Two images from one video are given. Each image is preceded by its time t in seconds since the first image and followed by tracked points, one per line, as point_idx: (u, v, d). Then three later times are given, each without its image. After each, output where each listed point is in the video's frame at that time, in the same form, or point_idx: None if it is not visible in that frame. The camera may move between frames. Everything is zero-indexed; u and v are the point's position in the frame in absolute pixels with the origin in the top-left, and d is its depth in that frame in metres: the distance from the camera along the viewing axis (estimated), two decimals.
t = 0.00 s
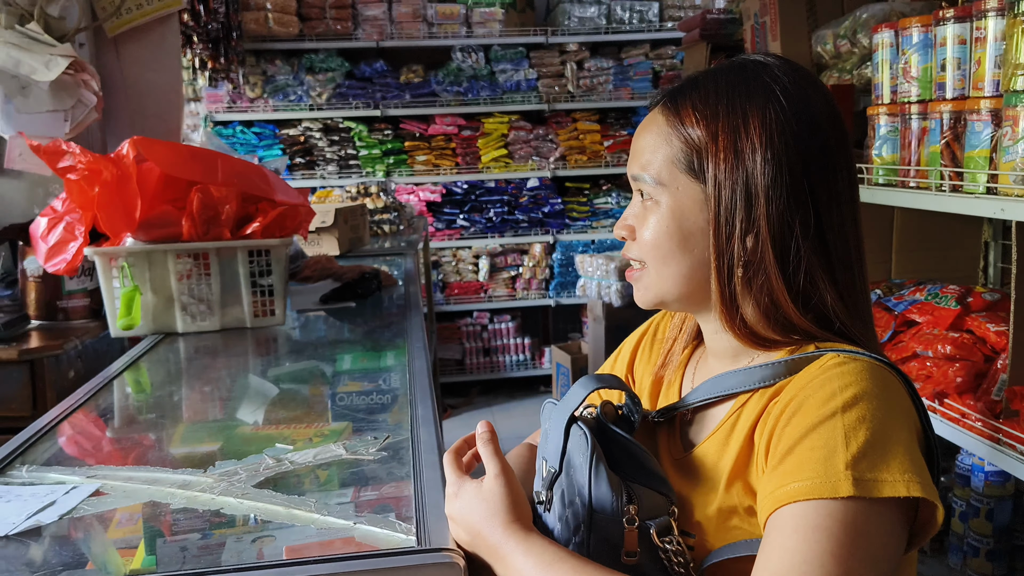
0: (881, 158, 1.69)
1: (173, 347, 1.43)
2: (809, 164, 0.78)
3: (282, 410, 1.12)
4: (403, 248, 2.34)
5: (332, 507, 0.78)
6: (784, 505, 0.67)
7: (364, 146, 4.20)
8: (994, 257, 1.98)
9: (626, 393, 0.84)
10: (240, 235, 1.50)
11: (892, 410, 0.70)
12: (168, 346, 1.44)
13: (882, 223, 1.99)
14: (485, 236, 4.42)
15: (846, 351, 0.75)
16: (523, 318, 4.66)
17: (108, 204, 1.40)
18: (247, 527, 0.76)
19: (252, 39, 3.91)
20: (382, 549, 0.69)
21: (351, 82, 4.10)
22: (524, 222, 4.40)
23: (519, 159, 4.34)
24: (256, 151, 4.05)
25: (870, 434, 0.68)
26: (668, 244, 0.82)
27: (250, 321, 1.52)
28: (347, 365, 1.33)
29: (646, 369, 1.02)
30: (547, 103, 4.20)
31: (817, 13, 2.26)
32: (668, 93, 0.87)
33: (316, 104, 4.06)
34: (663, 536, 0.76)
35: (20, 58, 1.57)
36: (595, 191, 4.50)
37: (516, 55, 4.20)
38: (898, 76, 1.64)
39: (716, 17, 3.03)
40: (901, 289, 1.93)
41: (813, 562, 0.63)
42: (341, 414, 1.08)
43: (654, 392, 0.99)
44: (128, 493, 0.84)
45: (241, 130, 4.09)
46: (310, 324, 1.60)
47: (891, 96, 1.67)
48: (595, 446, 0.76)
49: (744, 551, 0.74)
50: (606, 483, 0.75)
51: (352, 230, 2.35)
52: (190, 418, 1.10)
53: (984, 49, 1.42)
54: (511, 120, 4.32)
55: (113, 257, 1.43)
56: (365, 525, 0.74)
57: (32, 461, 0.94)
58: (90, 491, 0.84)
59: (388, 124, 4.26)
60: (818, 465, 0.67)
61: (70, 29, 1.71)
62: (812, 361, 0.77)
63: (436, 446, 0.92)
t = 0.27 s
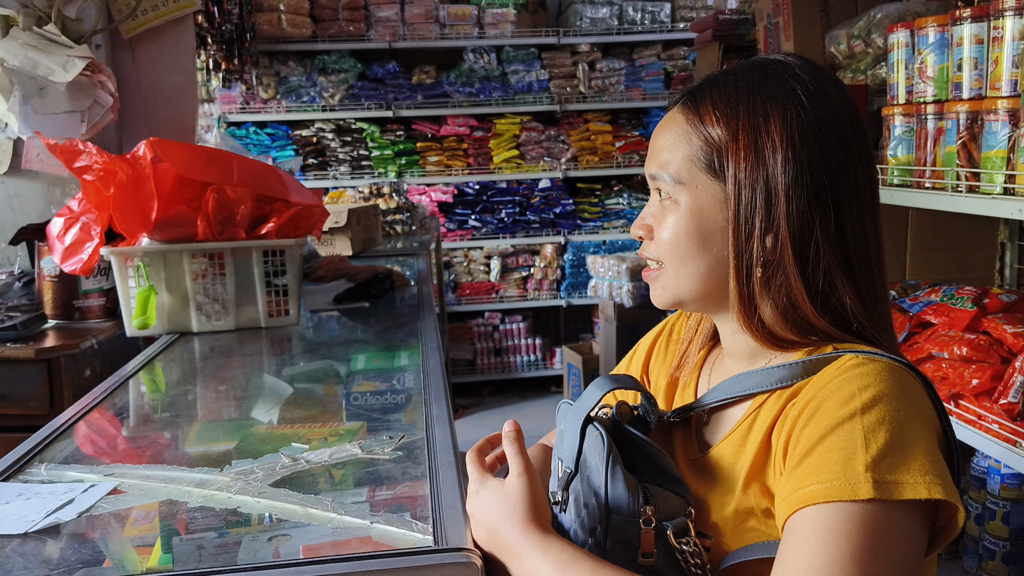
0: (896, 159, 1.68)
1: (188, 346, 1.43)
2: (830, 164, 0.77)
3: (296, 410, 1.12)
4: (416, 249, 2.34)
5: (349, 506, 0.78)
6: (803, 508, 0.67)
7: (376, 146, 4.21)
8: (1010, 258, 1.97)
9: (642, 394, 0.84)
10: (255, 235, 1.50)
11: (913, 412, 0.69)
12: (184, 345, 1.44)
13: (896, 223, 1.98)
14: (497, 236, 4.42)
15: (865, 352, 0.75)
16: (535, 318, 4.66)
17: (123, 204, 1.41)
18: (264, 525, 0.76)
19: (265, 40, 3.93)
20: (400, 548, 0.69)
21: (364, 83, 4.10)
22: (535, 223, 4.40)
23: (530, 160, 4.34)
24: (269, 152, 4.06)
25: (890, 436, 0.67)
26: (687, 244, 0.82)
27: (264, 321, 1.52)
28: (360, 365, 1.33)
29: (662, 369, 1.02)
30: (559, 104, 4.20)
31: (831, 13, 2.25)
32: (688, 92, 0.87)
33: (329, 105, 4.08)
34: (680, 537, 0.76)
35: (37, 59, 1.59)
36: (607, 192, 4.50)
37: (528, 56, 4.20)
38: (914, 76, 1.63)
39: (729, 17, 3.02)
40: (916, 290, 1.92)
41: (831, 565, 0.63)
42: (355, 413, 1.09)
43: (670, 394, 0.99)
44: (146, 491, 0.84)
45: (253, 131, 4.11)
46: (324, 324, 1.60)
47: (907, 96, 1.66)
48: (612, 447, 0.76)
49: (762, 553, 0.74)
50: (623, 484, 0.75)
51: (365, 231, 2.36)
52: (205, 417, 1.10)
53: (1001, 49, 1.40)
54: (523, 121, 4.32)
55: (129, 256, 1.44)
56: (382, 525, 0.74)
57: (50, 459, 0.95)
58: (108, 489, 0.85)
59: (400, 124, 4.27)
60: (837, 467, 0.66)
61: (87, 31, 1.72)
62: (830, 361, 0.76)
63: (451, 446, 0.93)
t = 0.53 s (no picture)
0: (895, 160, 1.67)
1: (182, 347, 1.42)
2: (833, 164, 0.77)
3: (291, 411, 1.11)
4: (412, 250, 2.33)
5: (343, 510, 0.77)
6: (806, 513, 0.66)
7: (372, 147, 4.19)
8: (1009, 260, 1.96)
9: (641, 396, 0.83)
10: (251, 235, 1.49)
11: (917, 416, 0.69)
12: (178, 345, 1.43)
13: (895, 226, 1.98)
14: (493, 237, 4.41)
15: (869, 355, 0.74)
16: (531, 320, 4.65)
17: (117, 204, 1.40)
18: (258, 529, 0.75)
19: (261, 40, 3.91)
20: (396, 553, 0.68)
21: (361, 84, 4.09)
22: (532, 224, 4.39)
23: (527, 161, 4.33)
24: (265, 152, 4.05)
25: (894, 441, 0.66)
26: (688, 245, 0.82)
27: (259, 322, 1.51)
28: (356, 366, 1.32)
29: (661, 372, 1.01)
30: (556, 105, 4.19)
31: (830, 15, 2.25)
32: (688, 92, 0.86)
33: (325, 105, 4.06)
34: (680, 541, 0.75)
35: (32, 57, 1.58)
36: (604, 194, 4.49)
37: (525, 57, 4.19)
38: (913, 77, 1.62)
39: (727, 19, 3.02)
40: (915, 293, 1.91)
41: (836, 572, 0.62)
42: (351, 415, 1.08)
43: (669, 397, 0.98)
44: (137, 494, 0.83)
45: (250, 130, 4.10)
46: (319, 325, 1.59)
47: (905, 97, 1.66)
48: (611, 450, 0.75)
49: (764, 558, 0.72)
50: (623, 487, 0.74)
51: (361, 231, 2.34)
52: (198, 419, 1.09)
53: (1002, 50, 1.40)
54: (520, 122, 4.31)
55: (122, 256, 1.43)
56: (377, 528, 0.73)
57: (41, 460, 0.93)
58: (99, 491, 0.84)
59: (397, 125, 4.26)
60: (841, 472, 0.65)
61: (82, 28, 1.71)
62: (832, 365, 0.75)
63: (448, 449, 0.92)
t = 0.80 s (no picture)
0: (890, 160, 1.66)
1: (170, 344, 1.41)
2: (832, 162, 0.76)
3: (279, 409, 1.10)
4: (404, 248, 2.32)
5: (330, 510, 0.76)
6: (799, 514, 0.65)
7: (366, 144, 4.18)
8: (1003, 261, 1.96)
9: (633, 396, 0.81)
10: (241, 232, 1.48)
11: (912, 416, 0.68)
12: (166, 343, 1.42)
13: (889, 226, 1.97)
14: (487, 236, 4.39)
15: (863, 354, 0.73)
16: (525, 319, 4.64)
17: (105, 199, 1.39)
18: (243, 529, 0.73)
19: (255, 36, 3.89)
20: (382, 554, 0.66)
21: (354, 81, 4.08)
22: (526, 223, 4.37)
23: (522, 159, 4.32)
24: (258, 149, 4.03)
25: (889, 440, 0.65)
26: (684, 242, 0.80)
27: (249, 319, 1.49)
28: (346, 364, 1.30)
29: (654, 371, 1.00)
30: (551, 104, 4.18)
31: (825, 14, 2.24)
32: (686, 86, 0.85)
33: (319, 102, 4.05)
34: (672, 544, 0.73)
35: (20, 51, 1.56)
36: (598, 193, 4.48)
37: (519, 55, 4.18)
38: (909, 76, 1.61)
39: (722, 18, 3.01)
40: (909, 293, 1.90)
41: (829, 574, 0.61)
42: (339, 414, 1.06)
43: (661, 396, 0.96)
44: (120, 492, 0.81)
45: (243, 128, 4.07)
46: (310, 322, 1.58)
47: (901, 97, 1.64)
48: (603, 449, 0.74)
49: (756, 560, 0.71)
50: (614, 487, 0.73)
51: (354, 229, 2.33)
52: (184, 417, 1.07)
53: (998, 49, 1.39)
54: (515, 120, 4.30)
55: (110, 251, 1.41)
56: (363, 529, 0.71)
57: (24, 458, 0.92)
58: (82, 490, 0.82)
59: (391, 123, 4.24)
60: (836, 472, 0.64)
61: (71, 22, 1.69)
62: (826, 364, 0.74)
63: (437, 448, 0.90)
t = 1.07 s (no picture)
0: (881, 163, 1.66)
1: (154, 342, 1.38)
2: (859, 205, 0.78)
3: (262, 409, 1.08)
4: (392, 247, 2.30)
5: (313, 512, 0.74)
6: (765, 510, 0.64)
7: (356, 143, 4.15)
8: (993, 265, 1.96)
9: (617, 398, 0.80)
10: (224, 228, 1.46)
11: (870, 399, 0.66)
12: (150, 341, 1.39)
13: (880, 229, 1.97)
14: (477, 236, 4.37)
15: (821, 344, 0.72)
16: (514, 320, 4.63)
17: (85, 193, 1.35)
18: (225, 531, 0.72)
19: (244, 33, 3.86)
20: (364, 559, 0.65)
21: (345, 80, 4.07)
22: (516, 224, 4.36)
23: (512, 159, 4.31)
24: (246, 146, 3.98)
25: (846, 426, 0.64)
26: (717, 251, 0.75)
27: (234, 317, 1.48)
28: (332, 364, 1.29)
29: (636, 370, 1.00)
30: (542, 104, 4.17)
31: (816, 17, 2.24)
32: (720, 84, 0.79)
33: (309, 100, 4.02)
34: (656, 546, 0.73)
35: (3, 44, 1.53)
36: (589, 194, 4.47)
37: (510, 55, 4.17)
38: (900, 79, 1.61)
39: (713, 20, 3.00)
40: (900, 296, 1.90)
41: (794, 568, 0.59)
42: (324, 414, 1.04)
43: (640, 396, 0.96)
44: (97, 493, 0.79)
45: (231, 125, 4.01)
46: (296, 321, 1.56)
47: (893, 99, 1.64)
48: (586, 453, 0.72)
49: (729, 558, 0.69)
50: (597, 492, 0.71)
51: (342, 227, 2.31)
52: (165, 417, 1.05)
53: (991, 52, 1.39)
54: (505, 121, 4.29)
55: (93, 248, 1.39)
56: (346, 532, 0.70)
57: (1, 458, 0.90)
58: (59, 491, 0.80)
59: (381, 122, 4.22)
60: (795, 464, 0.63)
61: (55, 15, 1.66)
62: (785, 355, 0.74)
63: (423, 450, 0.89)
